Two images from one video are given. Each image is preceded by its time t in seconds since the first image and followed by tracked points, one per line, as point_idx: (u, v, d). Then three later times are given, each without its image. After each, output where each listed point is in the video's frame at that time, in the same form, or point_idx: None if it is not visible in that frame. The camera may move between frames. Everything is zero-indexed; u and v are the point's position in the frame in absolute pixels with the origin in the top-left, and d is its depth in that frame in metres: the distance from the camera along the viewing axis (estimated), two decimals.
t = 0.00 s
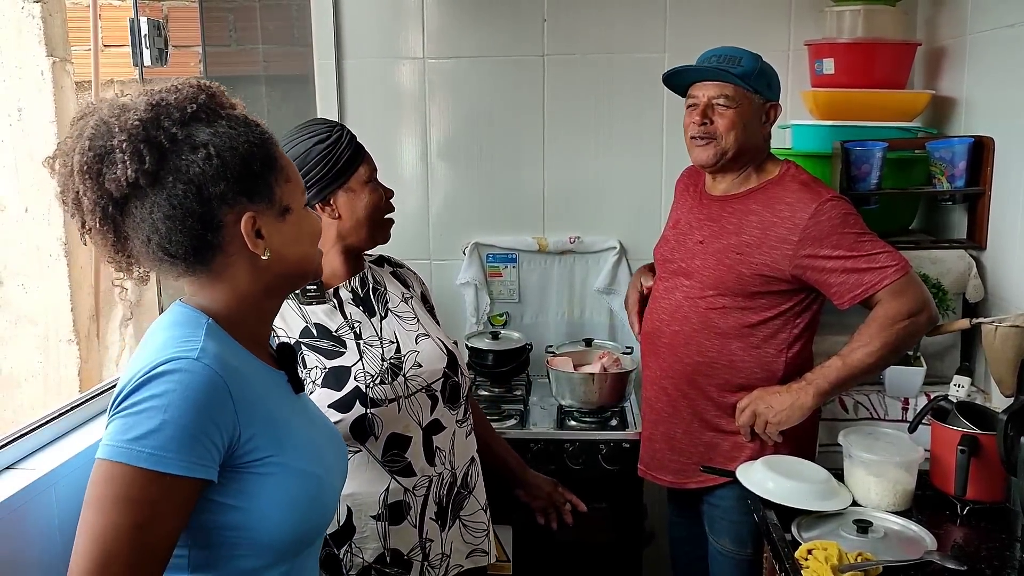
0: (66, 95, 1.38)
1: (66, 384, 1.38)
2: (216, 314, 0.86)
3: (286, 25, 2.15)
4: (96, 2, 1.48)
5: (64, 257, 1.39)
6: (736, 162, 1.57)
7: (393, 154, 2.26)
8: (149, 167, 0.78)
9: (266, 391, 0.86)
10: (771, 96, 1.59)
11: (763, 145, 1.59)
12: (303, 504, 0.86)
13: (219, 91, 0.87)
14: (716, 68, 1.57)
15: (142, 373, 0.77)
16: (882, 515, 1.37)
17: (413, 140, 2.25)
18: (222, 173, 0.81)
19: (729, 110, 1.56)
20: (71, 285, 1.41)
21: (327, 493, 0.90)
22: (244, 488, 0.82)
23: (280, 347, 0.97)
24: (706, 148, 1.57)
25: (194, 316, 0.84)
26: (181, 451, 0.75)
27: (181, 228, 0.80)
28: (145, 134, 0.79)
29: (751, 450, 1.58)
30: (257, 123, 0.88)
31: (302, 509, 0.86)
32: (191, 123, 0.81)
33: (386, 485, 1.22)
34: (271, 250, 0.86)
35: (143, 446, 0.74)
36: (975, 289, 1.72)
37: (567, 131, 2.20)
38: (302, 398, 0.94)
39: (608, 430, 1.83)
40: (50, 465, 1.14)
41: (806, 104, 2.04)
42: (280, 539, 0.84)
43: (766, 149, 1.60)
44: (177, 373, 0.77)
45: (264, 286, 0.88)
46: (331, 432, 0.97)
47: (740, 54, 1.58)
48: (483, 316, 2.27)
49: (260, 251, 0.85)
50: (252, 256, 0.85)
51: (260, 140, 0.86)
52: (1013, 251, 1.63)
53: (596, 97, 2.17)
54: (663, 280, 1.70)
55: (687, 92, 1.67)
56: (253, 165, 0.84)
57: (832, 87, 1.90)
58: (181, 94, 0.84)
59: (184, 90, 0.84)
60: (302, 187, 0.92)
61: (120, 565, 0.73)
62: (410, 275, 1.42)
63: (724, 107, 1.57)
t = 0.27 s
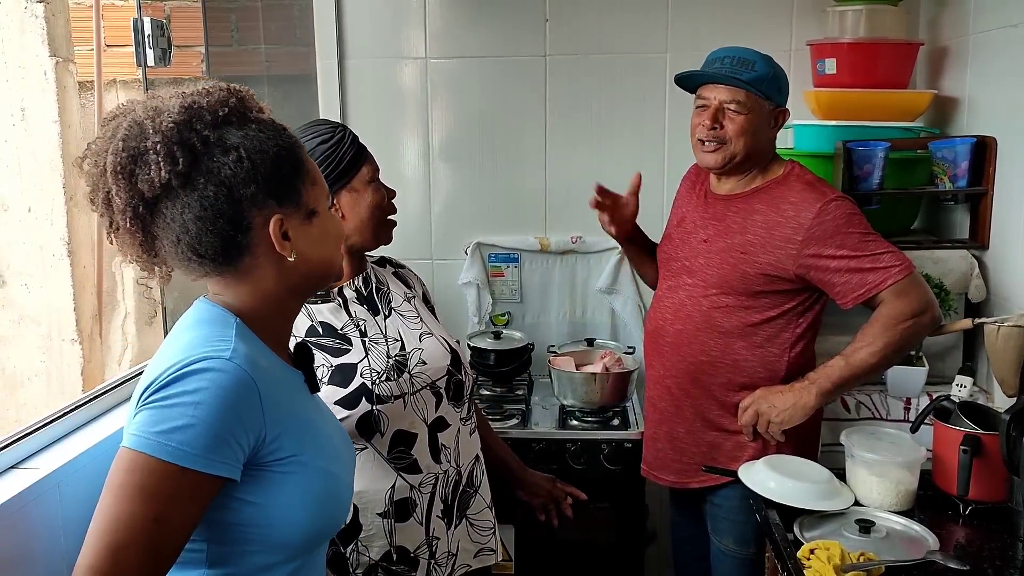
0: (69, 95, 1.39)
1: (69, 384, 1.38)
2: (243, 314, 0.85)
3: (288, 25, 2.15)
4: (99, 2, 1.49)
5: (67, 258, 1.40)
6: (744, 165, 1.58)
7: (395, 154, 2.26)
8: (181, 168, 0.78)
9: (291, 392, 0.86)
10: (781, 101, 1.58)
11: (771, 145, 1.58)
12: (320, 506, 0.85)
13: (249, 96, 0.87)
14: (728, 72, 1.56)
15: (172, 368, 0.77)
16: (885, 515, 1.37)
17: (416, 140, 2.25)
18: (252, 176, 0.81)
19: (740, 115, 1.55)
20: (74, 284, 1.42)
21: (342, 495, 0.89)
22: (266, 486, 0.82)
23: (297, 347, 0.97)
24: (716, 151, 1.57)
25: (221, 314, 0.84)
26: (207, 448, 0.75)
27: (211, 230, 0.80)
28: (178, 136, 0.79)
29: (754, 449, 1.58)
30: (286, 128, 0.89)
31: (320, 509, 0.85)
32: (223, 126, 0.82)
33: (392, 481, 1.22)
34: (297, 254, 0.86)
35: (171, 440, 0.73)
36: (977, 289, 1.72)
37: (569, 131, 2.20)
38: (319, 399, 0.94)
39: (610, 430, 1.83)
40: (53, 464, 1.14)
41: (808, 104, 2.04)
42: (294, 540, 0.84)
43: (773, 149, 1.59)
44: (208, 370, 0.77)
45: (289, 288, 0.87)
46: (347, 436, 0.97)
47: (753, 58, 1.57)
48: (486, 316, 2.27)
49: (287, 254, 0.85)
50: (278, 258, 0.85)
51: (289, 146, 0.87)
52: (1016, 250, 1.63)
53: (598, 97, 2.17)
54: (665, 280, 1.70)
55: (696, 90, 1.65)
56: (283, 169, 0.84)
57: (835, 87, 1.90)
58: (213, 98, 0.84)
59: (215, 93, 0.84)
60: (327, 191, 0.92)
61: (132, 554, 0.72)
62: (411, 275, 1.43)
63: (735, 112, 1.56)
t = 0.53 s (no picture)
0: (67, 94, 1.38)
1: (68, 384, 1.38)
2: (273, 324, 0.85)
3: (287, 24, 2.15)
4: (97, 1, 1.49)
5: (65, 257, 1.40)
6: (753, 168, 1.57)
7: (395, 154, 2.26)
8: (209, 180, 0.78)
9: (319, 407, 0.86)
10: (791, 102, 1.57)
11: (775, 146, 1.57)
12: (340, 523, 0.85)
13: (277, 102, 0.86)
14: (737, 75, 1.54)
15: (202, 378, 0.77)
16: (886, 515, 1.37)
17: (416, 140, 2.25)
18: (281, 186, 0.80)
19: (749, 119, 1.54)
20: (73, 284, 1.42)
21: (362, 511, 0.89)
22: (285, 500, 0.82)
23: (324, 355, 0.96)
24: (724, 156, 1.56)
25: (253, 323, 0.84)
26: (231, 461, 0.74)
27: (239, 241, 0.80)
28: (206, 146, 0.78)
29: (754, 450, 1.58)
30: (316, 136, 0.87)
31: (338, 525, 0.85)
32: (251, 135, 0.80)
33: (392, 481, 1.22)
34: (326, 263, 0.85)
35: (195, 450, 0.73)
36: (977, 289, 1.72)
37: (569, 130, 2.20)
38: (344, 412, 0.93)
39: (609, 430, 1.83)
40: (52, 464, 1.14)
41: (808, 104, 2.04)
42: (311, 555, 0.83)
43: (777, 150, 1.58)
44: (237, 382, 0.77)
45: (318, 296, 0.87)
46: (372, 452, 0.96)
47: (763, 59, 1.54)
48: (485, 316, 2.27)
49: (316, 264, 0.84)
50: (307, 268, 0.85)
51: (317, 154, 0.85)
52: (1016, 250, 1.62)
53: (597, 96, 2.17)
54: (665, 280, 1.70)
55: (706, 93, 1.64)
56: (311, 178, 0.83)
57: (836, 87, 1.90)
58: (242, 105, 0.83)
59: (244, 100, 0.83)
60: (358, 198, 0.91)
61: (141, 557, 0.71)
62: (410, 276, 1.41)
63: (744, 116, 1.55)
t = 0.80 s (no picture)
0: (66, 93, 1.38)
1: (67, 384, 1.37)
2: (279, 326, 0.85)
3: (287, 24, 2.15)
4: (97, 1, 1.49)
5: (64, 257, 1.39)
6: (756, 168, 1.57)
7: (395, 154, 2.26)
8: (222, 179, 0.77)
9: (321, 410, 0.85)
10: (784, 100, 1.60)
11: (773, 145, 1.58)
12: (340, 526, 0.85)
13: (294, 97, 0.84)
14: (735, 76, 1.54)
15: (203, 379, 0.76)
16: (885, 515, 1.37)
17: (415, 140, 2.24)
18: (295, 187, 0.80)
19: (752, 119, 1.55)
20: (71, 283, 1.42)
21: (364, 513, 0.89)
22: (284, 502, 0.81)
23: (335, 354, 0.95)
24: (729, 157, 1.55)
25: (255, 324, 0.83)
26: (229, 464, 0.73)
27: (250, 242, 0.79)
28: (222, 144, 0.77)
29: (754, 450, 1.58)
30: (331, 134, 0.86)
31: (337, 529, 0.84)
32: (267, 133, 0.79)
33: (390, 479, 1.22)
34: (337, 266, 0.85)
35: (192, 452, 0.72)
36: (977, 289, 1.72)
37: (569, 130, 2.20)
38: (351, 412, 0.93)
39: (609, 430, 1.83)
40: (50, 464, 1.13)
41: (807, 104, 2.04)
42: (310, 559, 0.83)
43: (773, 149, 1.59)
44: (238, 384, 0.76)
45: (328, 298, 0.87)
46: (377, 453, 0.96)
47: (756, 58, 1.55)
48: (485, 316, 2.28)
49: (327, 267, 0.84)
50: (318, 270, 0.85)
51: (332, 154, 0.84)
52: (1016, 250, 1.62)
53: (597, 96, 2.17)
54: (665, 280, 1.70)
55: (698, 97, 1.63)
56: (325, 180, 0.82)
57: (835, 87, 1.90)
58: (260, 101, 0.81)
59: (262, 96, 0.81)
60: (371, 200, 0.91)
61: (130, 557, 0.69)
62: (410, 277, 1.42)
63: (746, 116, 1.56)
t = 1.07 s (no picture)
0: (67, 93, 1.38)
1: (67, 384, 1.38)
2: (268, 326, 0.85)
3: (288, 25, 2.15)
4: (97, 1, 1.49)
5: (65, 258, 1.40)
6: (756, 173, 1.57)
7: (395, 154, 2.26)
8: (199, 191, 0.75)
9: (317, 409, 0.85)
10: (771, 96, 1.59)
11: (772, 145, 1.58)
12: (341, 523, 0.84)
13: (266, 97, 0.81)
14: (719, 87, 1.53)
15: (193, 382, 0.75)
16: (885, 515, 1.37)
17: (416, 141, 2.24)
18: (274, 192, 0.78)
19: (742, 124, 1.55)
20: (72, 283, 1.42)
21: (367, 507, 0.89)
22: (281, 501, 0.81)
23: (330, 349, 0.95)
24: (728, 167, 1.55)
25: (246, 327, 0.83)
26: (223, 468, 0.74)
27: (232, 251, 0.79)
28: (194, 155, 0.75)
29: (755, 451, 1.58)
30: (307, 131, 0.84)
31: (338, 524, 0.84)
32: (242, 139, 0.77)
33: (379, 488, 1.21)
34: (323, 265, 0.85)
35: (184, 455, 0.72)
36: (977, 289, 1.72)
37: (569, 131, 2.20)
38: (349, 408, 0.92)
39: (609, 431, 1.83)
40: (51, 465, 1.13)
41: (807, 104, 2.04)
42: (312, 557, 0.83)
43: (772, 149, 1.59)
44: (229, 386, 0.76)
45: (316, 296, 0.86)
46: (378, 447, 0.95)
47: (736, 64, 1.55)
48: (485, 317, 2.28)
49: (313, 266, 0.83)
50: (305, 270, 0.84)
51: (309, 154, 0.82)
52: (1015, 251, 1.63)
53: (596, 95, 2.17)
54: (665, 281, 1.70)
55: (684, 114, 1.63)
56: (304, 180, 0.81)
57: (836, 87, 1.90)
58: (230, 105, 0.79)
59: (233, 99, 0.79)
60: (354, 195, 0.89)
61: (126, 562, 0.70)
62: (434, 285, 1.41)
63: (736, 122, 1.55)
